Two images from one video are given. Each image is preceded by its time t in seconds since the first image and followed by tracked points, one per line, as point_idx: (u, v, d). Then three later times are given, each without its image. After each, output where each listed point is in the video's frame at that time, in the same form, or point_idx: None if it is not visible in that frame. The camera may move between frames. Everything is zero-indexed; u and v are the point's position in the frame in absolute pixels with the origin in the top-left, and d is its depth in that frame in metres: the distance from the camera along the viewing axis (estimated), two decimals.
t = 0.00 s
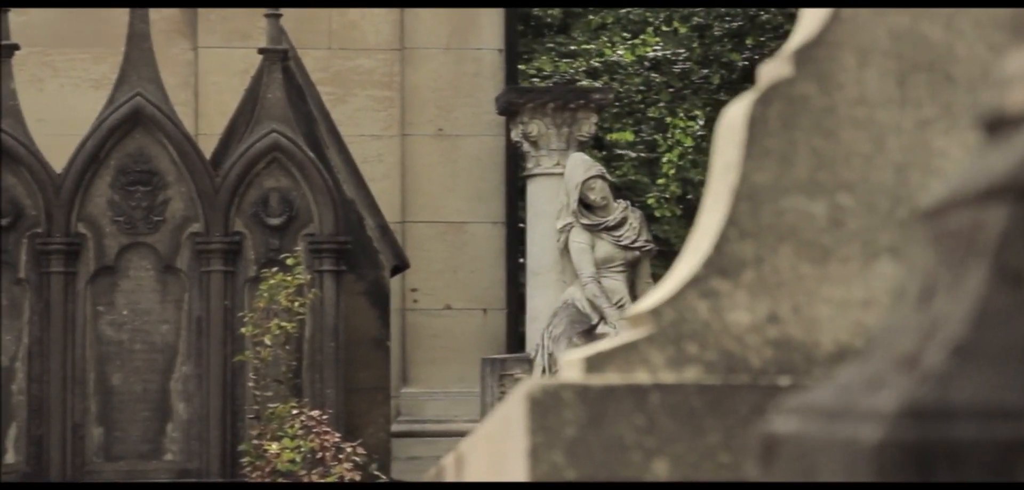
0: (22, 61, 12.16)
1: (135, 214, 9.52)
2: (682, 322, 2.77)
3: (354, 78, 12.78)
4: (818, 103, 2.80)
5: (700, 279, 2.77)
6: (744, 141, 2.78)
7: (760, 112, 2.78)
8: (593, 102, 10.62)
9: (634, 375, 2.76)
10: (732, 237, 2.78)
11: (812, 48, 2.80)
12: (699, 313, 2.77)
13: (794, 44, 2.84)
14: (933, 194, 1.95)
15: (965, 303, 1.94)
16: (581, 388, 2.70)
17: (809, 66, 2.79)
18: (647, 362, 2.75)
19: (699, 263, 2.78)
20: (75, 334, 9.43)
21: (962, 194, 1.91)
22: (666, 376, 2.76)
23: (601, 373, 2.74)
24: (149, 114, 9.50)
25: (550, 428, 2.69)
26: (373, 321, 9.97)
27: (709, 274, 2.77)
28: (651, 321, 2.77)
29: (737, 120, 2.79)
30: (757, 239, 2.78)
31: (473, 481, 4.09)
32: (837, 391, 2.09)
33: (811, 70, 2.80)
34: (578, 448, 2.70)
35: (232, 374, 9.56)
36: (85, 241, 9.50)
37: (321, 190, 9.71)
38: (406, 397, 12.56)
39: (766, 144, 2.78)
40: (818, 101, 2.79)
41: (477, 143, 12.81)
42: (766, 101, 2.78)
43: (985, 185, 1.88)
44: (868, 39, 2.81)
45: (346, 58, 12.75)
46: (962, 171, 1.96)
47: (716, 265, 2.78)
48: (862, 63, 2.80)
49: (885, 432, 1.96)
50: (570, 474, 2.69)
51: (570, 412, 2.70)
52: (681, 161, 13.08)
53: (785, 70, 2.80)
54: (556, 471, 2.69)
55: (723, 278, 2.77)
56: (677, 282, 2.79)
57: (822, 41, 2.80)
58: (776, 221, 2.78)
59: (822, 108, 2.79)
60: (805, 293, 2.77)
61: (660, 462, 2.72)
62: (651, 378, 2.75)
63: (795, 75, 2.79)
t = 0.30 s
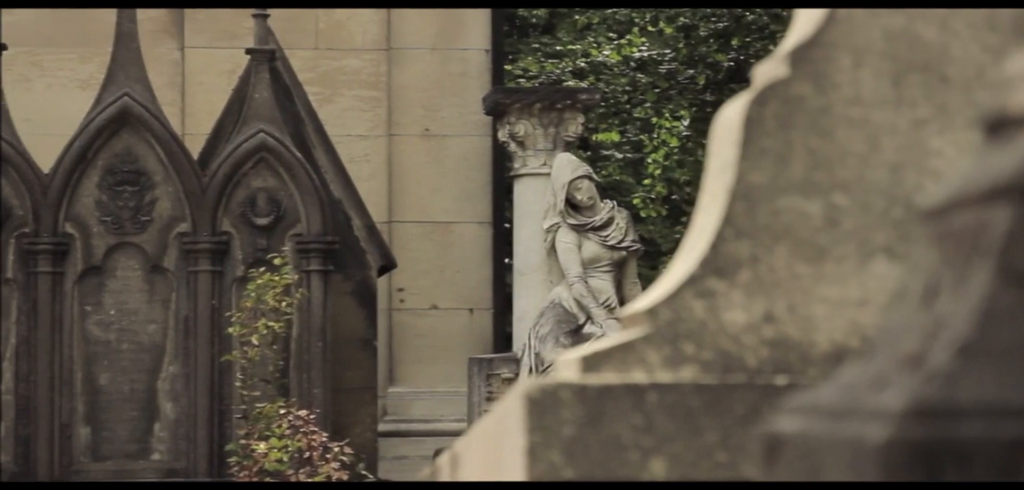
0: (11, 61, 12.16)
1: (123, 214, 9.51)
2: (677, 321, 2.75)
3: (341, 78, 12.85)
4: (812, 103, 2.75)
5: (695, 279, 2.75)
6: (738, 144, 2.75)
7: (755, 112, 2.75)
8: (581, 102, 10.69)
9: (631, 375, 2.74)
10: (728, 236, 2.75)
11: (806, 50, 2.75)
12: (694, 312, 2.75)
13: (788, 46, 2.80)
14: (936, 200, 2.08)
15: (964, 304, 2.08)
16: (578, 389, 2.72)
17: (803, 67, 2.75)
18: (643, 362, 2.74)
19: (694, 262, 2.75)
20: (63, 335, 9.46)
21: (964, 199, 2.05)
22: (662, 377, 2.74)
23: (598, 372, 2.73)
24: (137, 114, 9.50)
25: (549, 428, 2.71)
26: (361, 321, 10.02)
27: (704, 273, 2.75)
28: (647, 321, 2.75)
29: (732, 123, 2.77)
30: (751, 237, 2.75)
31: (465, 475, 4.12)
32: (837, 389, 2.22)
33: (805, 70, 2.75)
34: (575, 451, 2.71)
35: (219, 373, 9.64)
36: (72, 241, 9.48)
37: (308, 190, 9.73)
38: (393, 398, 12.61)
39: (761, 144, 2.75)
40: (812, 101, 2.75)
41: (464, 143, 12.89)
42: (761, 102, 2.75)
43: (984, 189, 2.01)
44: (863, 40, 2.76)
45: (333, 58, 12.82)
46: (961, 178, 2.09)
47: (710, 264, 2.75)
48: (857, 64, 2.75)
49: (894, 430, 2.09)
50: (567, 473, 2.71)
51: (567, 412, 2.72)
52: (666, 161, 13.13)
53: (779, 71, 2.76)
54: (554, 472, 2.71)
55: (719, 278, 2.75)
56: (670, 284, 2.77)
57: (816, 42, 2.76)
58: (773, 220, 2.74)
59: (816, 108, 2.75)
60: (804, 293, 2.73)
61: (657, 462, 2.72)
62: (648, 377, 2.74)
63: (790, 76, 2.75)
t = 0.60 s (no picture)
0: None
1: (101, 215, 9.52)
2: (666, 321, 2.85)
3: (318, 78, 12.89)
4: (801, 104, 2.87)
5: (684, 279, 2.85)
6: (728, 147, 2.86)
7: (744, 113, 2.87)
8: (558, 102, 10.73)
9: (620, 373, 2.83)
10: (716, 236, 2.86)
11: (796, 52, 2.87)
12: (683, 310, 2.85)
13: (776, 48, 2.92)
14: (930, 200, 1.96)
15: (963, 303, 1.97)
16: (569, 389, 2.79)
17: (790, 69, 2.87)
18: (632, 361, 2.83)
19: (684, 262, 2.86)
20: (41, 335, 9.39)
21: (963, 197, 1.92)
22: (652, 376, 2.83)
23: (587, 372, 2.82)
24: (114, 114, 9.50)
25: (539, 428, 2.78)
26: (338, 321, 10.01)
27: (693, 273, 2.85)
28: (636, 320, 2.85)
29: (721, 125, 2.88)
30: (740, 237, 2.86)
31: (452, 478, 4.09)
32: (837, 389, 2.13)
33: (793, 71, 2.87)
34: (566, 448, 2.79)
35: (196, 374, 9.60)
36: (50, 242, 9.44)
37: (286, 190, 9.79)
38: (369, 398, 12.63)
39: (751, 146, 2.86)
40: (801, 102, 2.87)
41: (441, 143, 12.95)
42: (749, 104, 2.86)
43: (986, 188, 1.89)
44: (850, 43, 2.89)
45: (310, 58, 12.86)
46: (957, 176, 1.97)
47: (699, 263, 2.86)
48: (845, 67, 2.88)
49: (894, 434, 1.99)
50: (558, 471, 2.78)
51: (558, 411, 2.79)
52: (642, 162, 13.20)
53: (769, 73, 2.88)
54: (544, 471, 2.78)
55: (707, 278, 2.86)
56: (662, 281, 2.88)
57: (804, 43, 2.88)
58: (762, 220, 2.86)
59: (804, 109, 2.87)
60: (791, 293, 2.85)
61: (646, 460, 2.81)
62: (640, 377, 2.83)
63: (779, 78, 2.87)
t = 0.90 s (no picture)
0: None
1: (91, 214, 9.52)
2: (666, 320, 2.74)
3: (308, 78, 12.96)
4: (800, 103, 2.75)
5: (684, 279, 2.74)
6: (728, 145, 2.74)
7: (743, 114, 2.74)
8: (548, 103, 10.80)
9: (619, 372, 2.74)
10: (716, 237, 2.75)
11: (794, 53, 2.75)
12: (683, 310, 2.74)
13: (773, 47, 2.79)
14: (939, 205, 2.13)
15: (972, 304, 2.12)
16: (570, 387, 2.71)
17: (788, 68, 2.74)
18: (631, 360, 2.73)
19: (684, 261, 2.75)
20: (32, 335, 9.44)
21: (969, 203, 2.10)
22: (653, 375, 2.73)
23: (586, 372, 2.73)
24: (105, 114, 9.52)
25: (539, 427, 2.71)
26: (329, 321, 10.03)
27: (692, 273, 2.74)
28: (636, 319, 2.75)
29: (720, 123, 2.76)
30: (740, 237, 2.74)
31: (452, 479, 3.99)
32: (842, 391, 2.22)
33: (793, 71, 2.75)
34: (567, 446, 2.71)
35: (187, 373, 9.65)
36: (41, 241, 9.47)
37: (276, 190, 9.78)
38: (359, 397, 12.65)
39: (751, 145, 2.74)
40: (801, 101, 2.75)
41: (431, 143, 13.00)
42: (749, 104, 2.74)
43: (992, 192, 2.07)
44: (849, 42, 2.76)
45: (300, 58, 12.93)
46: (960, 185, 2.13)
47: (699, 264, 2.75)
48: (842, 67, 2.75)
49: (906, 429, 2.12)
50: (559, 470, 2.71)
51: (559, 410, 2.71)
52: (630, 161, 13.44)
53: (769, 74, 2.75)
54: (545, 470, 2.70)
55: (708, 278, 2.74)
56: (664, 280, 2.77)
57: (803, 44, 2.75)
58: (763, 219, 2.74)
59: (805, 108, 2.75)
60: (791, 294, 2.74)
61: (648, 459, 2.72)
62: (639, 375, 2.73)
63: (778, 78, 2.75)
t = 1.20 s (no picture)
0: None
1: (84, 214, 9.55)
2: (669, 320, 2.91)
3: (299, 78, 13.00)
4: (802, 103, 2.93)
5: (688, 280, 2.91)
6: (731, 146, 2.91)
7: (747, 115, 2.92)
8: (539, 103, 10.86)
9: (623, 373, 2.91)
10: (720, 236, 2.91)
11: (797, 53, 2.93)
12: (687, 310, 2.91)
13: (776, 50, 2.97)
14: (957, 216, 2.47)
15: (986, 307, 2.41)
16: (576, 388, 2.89)
17: (793, 70, 2.93)
18: (635, 360, 2.90)
19: (687, 262, 2.92)
20: (23, 334, 9.38)
21: (983, 212, 2.43)
22: (656, 375, 2.90)
23: (591, 371, 2.90)
24: (98, 114, 9.57)
25: (544, 426, 2.88)
26: (320, 321, 10.06)
27: (696, 273, 2.91)
28: (641, 320, 2.91)
29: (724, 124, 2.94)
30: (744, 237, 2.91)
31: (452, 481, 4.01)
32: (859, 394, 2.54)
33: (796, 72, 2.93)
34: (573, 446, 2.88)
35: (179, 374, 9.66)
36: (33, 242, 9.46)
37: (268, 190, 9.82)
38: (351, 397, 12.70)
39: (754, 146, 2.91)
40: (803, 103, 2.93)
41: (421, 144, 13.07)
42: (752, 106, 2.92)
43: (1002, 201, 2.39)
44: (851, 44, 2.94)
45: (290, 59, 12.96)
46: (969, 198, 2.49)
47: (703, 265, 2.91)
48: (846, 67, 2.93)
49: (926, 427, 2.43)
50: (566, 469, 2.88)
51: (565, 410, 2.89)
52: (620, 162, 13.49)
53: (772, 74, 2.93)
54: (551, 468, 2.88)
55: (711, 278, 2.91)
56: (666, 281, 2.93)
57: (805, 45, 2.93)
58: (765, 218, 2.91)
59: (805, 110, 2.92)
60: (793, 293, 2.91)
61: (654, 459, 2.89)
62: (643, 375, 2.90)
63: (781, 80, 2.93)
